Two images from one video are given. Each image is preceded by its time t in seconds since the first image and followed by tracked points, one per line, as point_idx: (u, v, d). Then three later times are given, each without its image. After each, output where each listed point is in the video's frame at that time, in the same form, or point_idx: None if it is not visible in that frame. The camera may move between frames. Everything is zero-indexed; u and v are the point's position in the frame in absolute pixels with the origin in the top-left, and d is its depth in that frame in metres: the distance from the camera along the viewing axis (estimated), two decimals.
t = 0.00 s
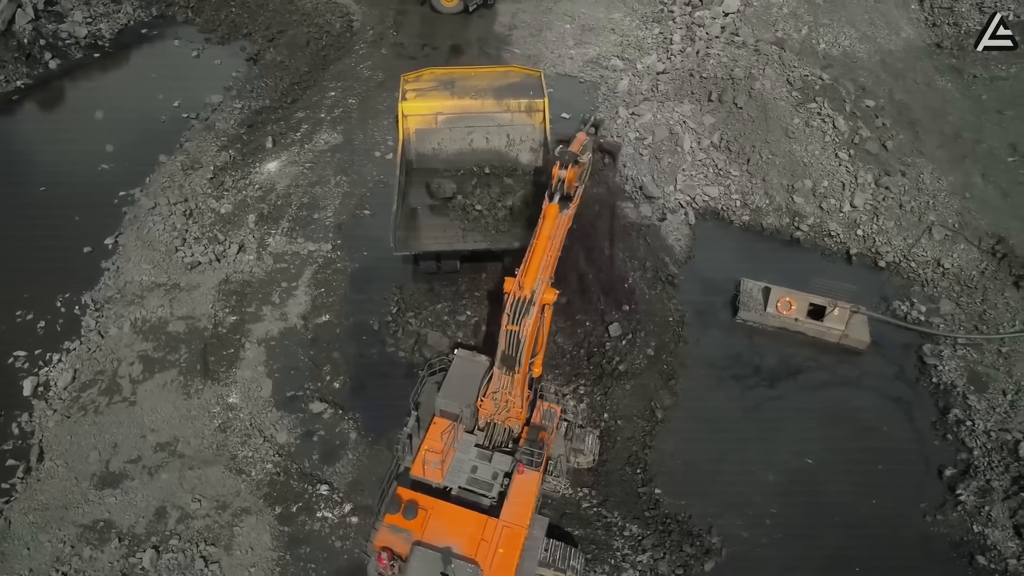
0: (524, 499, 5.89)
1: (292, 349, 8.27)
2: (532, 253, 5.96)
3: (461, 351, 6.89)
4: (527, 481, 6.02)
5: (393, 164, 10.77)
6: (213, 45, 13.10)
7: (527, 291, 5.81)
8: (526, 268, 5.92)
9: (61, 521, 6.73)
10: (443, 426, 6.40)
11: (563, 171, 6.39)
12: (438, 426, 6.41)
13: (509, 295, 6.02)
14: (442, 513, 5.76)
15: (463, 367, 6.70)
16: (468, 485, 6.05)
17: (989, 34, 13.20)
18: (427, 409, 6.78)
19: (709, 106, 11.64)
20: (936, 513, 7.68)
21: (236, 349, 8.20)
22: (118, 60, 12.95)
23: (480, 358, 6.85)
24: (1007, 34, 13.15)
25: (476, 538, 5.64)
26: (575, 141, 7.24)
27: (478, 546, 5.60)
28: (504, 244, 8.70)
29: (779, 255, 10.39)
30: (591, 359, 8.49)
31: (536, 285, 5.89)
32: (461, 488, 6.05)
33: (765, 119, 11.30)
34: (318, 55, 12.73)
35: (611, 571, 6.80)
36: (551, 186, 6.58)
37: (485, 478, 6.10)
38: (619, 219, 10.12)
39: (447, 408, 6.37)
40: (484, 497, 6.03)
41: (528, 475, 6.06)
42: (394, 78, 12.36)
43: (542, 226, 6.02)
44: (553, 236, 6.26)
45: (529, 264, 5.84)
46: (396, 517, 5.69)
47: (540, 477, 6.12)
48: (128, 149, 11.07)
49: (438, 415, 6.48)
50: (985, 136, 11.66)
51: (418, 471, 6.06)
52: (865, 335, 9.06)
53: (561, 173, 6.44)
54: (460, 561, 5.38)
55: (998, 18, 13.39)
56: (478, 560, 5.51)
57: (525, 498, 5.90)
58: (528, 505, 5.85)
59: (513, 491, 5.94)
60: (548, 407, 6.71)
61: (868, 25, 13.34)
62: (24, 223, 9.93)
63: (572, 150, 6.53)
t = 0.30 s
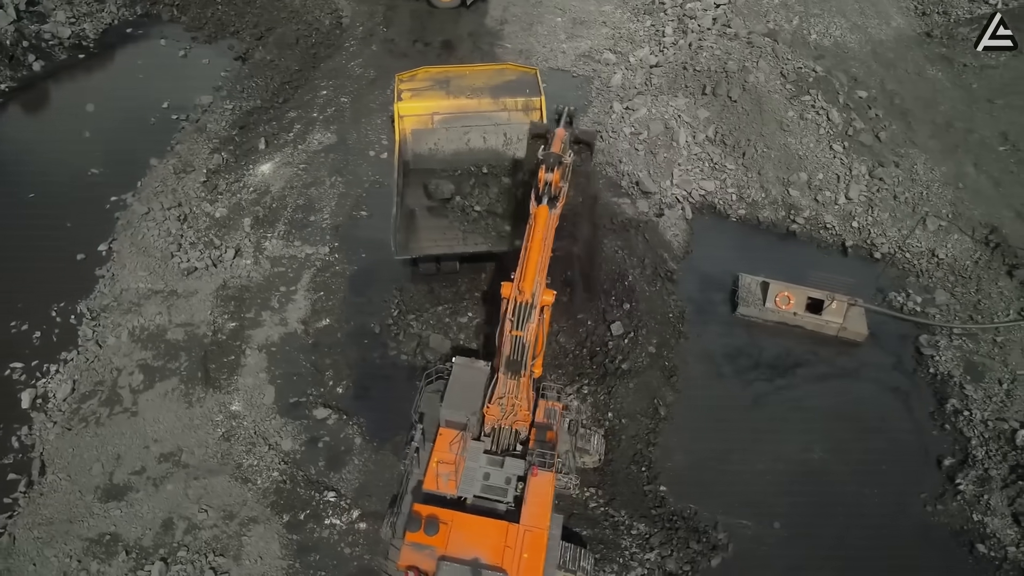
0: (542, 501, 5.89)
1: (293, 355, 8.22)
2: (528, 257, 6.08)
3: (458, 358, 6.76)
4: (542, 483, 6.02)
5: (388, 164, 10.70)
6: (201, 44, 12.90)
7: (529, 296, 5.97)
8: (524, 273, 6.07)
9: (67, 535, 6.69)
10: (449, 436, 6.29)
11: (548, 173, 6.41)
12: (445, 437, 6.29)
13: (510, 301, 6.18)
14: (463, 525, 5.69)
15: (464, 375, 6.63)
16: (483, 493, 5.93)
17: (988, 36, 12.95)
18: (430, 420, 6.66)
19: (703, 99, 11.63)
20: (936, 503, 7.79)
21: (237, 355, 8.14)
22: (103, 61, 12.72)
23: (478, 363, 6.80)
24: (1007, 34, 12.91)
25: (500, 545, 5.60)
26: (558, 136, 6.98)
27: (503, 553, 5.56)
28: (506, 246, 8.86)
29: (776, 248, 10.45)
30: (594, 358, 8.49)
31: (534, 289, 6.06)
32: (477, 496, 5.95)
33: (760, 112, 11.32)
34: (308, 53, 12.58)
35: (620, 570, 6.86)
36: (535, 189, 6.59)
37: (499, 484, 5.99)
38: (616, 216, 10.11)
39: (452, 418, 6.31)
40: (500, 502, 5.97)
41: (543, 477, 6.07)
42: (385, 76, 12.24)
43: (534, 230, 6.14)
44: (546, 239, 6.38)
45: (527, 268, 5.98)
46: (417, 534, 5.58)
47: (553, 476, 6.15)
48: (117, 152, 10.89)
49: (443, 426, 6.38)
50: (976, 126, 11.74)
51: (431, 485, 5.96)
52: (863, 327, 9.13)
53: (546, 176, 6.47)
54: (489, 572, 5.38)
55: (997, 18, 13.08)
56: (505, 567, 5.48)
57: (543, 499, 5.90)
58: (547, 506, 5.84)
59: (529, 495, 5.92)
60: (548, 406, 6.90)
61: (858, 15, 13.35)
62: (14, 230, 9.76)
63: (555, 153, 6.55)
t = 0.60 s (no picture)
0: (558, 501, 5.96)
1: (294, 360, 8.18)
2: (521, 262, 6.09)
3: (457, 367, 6.80)
4: (555, 483, 6.07)
5: (383, 164, 10.62)
6: (187, 43, 12.70)
7: (528, 300, 6.03)
8: (520, 277, 6.09)
9: (73, 549, 6.65)
10: (457, 445, 6.34)
11: (534, 177, 6.36)
12: (452, 446, 6.34)
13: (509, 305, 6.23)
14: (482, 534, 5.71)
15: (465, 383, 6.67)
16: (497, 499, 5.99)
17: (988, 36, 12.80)
18: (435, 429, 6.72)
19: (697, 93, 11.63)
20: (936, 493, 7.91)
21: (237, 362, 8.08)
22: (87, 62, 12.48)
23: (476, 369, 6.84)
24: (1008, 34, 12.74)
25: (521, 550, 5.66)
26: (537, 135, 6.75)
27: (526, 558, 5.62)
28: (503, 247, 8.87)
29: (771, 241, 10.50)
30: (596, 357, 8.51)
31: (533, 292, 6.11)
32: (491, 503, 6.00)
33: (754, 105, 11.35)
34: (297, 51, 12.42)
35: (628, 568, 6.94)
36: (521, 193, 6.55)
37: (511, 489, 6.02)
38: (614, 214, 10.12)
39: (458, 427, 6.40)
40: (515, 507, 6.03)
41: (556, 477, 6.11)
42: (376, 74, 12.13)
43: (525, 234, 6.12)
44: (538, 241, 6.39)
45: (522, 273, 6.02)
46: (439, 549, 5.61)
47: (565, 475, 6.18)
48: (106, 156, 10.72)
49: (449, 436, 6.45)
50: (966, 115, 11.81)
51: (445, 497, 6.00)
52: (860, 319, 9.23)
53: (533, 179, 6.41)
54: None
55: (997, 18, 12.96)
56: (529, 572, 5.55)
57: (559, 499, 5.97)
58: (563, 506, 5.92)
59: (544, 497, 5.98)
60: (552, 404, 6.82)
61: (848, 5, 13.36)
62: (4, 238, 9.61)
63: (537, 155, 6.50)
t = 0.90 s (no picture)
0: (572, 500, 6.01)
1: (296, 366, 8.14)
2: (518, 264, 5.92)
3: (456, 374, 6.72)
4: (566, 482, 6.14)
5: (378, 164, 10.54)
6: (174, 43, 12.50)
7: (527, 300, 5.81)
8: (518, 278, 5.92)
9: (81, 563, 6.62)
10: (465, 453, 6.28)
11: (523, 180, 6.18)
12: (460, 454, 6.28)
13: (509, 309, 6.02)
14: (501, 540, 5.73)
15: (467, 390, 6.61)
16: (511, 504, 5.98)
17: (988, 35, 12.80)
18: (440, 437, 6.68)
19: (690, 86, 11.62)
20: (935, 482, 8.04)
21: (239, 369, 8.03)
22: (72, 63, 12.25)
23: (477, 374, 6.78)
24: (1008, 34, 12.72)
25: (540, 553, 5.69)
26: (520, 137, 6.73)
27: (546, 560, 5.65)
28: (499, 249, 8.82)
29: (767, 235, 10.56)
30: (599, 356, 8.53)
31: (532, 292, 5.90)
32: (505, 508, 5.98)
33: (748, 98, 11.36)
34: (287, 49, 12.26)
35: (637, 566, 7.00)
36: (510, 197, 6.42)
37: (523, 492, 6.02)
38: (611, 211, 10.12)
39: (464, 436, 6.36)
40: (529, 509, 6.07)
41: (567, 476, 6.19)
42: (368, 71, 12.01)
43: (517, 236, 6.00)
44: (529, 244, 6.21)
45: (520, 274, 5.84)
46: (460, 561, 5.55)
47: (575, 474, 6.26)
48: (95, 161, 10.55)
49: (455, 444, 6.39)
50: (957, 104, 11.88)
51: (459, 506, 5.97)
52: (857, 311, 9.31)
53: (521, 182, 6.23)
54: None
55: (997, 18, 12.97)
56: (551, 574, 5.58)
57: (573, 499, 6.02)
58: (577, 505, 5.98)
59: (558, 498, 6.02)
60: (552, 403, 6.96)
61: None
62: None
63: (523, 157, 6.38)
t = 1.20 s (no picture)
0: (588, 500, 6.06)
1: (299, 371, 8.10)
2: (518, 267, 6.00)
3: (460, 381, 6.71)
4: (580, 482, 6.19)
5: (374, 164, 10.46)
6: (161, 43, 12.30)
7: (530, 302, 5.80)
8: (520, 281, 5.95)
9: None
10: (475, 460, 6.32)
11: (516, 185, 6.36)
12: (471, 462, 6.32)
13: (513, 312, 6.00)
14: (521, 545, 5.70)
15: (473, 396, 6.59)
16: (526, 507, 5.99)
17: (988, 35, 12.69)
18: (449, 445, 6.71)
19: (685, 79, 11.60)
20: (934, 471, 8.17)
21: (242, 376, 7.99)
22: (56, 65, 12.03)
23: (481, 380, 6.75)
24: (1008, 34, 12.65)
25: (561, 555, 5.68)
26: (510, 146, 6.94)
27: (568, 561, 5.64)
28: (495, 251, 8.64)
29: (764, 227, 10.60)
30: (602, 354, 8.55)
31: (535, 294, 5.91)
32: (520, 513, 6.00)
33: (742, 91, 11.37)
34: (276, 47, 12.08)
35: (646, 562, 7.07)
36: (505, 204, 6.58)
37: (537, 495, 6.05)
38: (609, 208, 10.13)
39: (474, 443, 6.35)
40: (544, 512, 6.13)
41: (580, 476, 6.24)
42: (360, 69, 11.89)
43: (516, 240, 6.13)
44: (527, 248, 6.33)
45: (522, 276, 5.90)
46: (483, 569, 5.50)
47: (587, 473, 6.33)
48: (84, 165, 10.38)
49: (465, 452, 6.38)
50: (948, 92, 11.94)
51: (474, 514, 5.98)
52: (855, 303, 9.39)
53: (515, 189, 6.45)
54: None
55: (997, 18, 12.93)
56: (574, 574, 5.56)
57: (588, 499, 6.07)
58: (592, 505, 6.02)
59: (573, 499, 6.07)
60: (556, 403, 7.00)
61: None
62: None
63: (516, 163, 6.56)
